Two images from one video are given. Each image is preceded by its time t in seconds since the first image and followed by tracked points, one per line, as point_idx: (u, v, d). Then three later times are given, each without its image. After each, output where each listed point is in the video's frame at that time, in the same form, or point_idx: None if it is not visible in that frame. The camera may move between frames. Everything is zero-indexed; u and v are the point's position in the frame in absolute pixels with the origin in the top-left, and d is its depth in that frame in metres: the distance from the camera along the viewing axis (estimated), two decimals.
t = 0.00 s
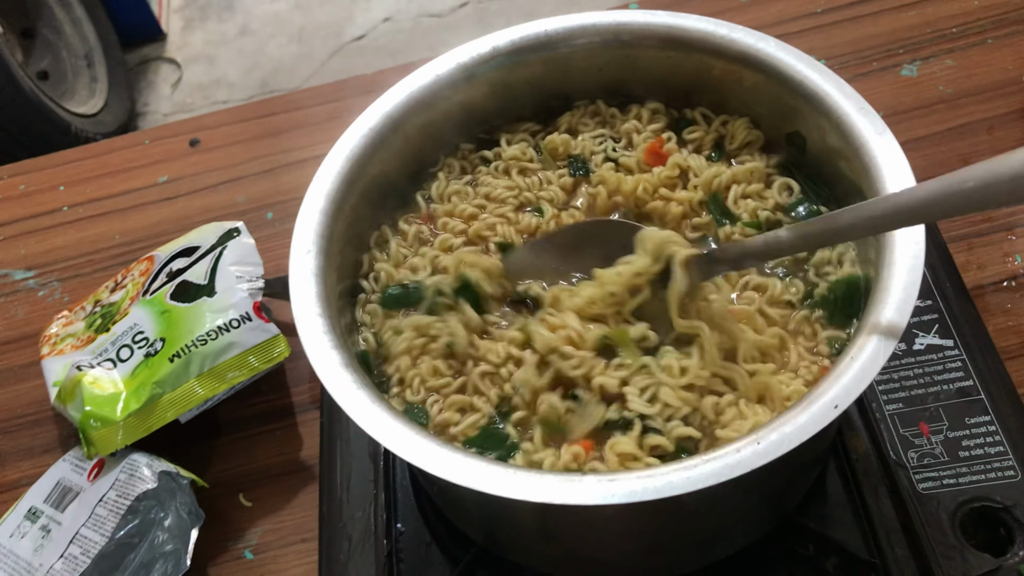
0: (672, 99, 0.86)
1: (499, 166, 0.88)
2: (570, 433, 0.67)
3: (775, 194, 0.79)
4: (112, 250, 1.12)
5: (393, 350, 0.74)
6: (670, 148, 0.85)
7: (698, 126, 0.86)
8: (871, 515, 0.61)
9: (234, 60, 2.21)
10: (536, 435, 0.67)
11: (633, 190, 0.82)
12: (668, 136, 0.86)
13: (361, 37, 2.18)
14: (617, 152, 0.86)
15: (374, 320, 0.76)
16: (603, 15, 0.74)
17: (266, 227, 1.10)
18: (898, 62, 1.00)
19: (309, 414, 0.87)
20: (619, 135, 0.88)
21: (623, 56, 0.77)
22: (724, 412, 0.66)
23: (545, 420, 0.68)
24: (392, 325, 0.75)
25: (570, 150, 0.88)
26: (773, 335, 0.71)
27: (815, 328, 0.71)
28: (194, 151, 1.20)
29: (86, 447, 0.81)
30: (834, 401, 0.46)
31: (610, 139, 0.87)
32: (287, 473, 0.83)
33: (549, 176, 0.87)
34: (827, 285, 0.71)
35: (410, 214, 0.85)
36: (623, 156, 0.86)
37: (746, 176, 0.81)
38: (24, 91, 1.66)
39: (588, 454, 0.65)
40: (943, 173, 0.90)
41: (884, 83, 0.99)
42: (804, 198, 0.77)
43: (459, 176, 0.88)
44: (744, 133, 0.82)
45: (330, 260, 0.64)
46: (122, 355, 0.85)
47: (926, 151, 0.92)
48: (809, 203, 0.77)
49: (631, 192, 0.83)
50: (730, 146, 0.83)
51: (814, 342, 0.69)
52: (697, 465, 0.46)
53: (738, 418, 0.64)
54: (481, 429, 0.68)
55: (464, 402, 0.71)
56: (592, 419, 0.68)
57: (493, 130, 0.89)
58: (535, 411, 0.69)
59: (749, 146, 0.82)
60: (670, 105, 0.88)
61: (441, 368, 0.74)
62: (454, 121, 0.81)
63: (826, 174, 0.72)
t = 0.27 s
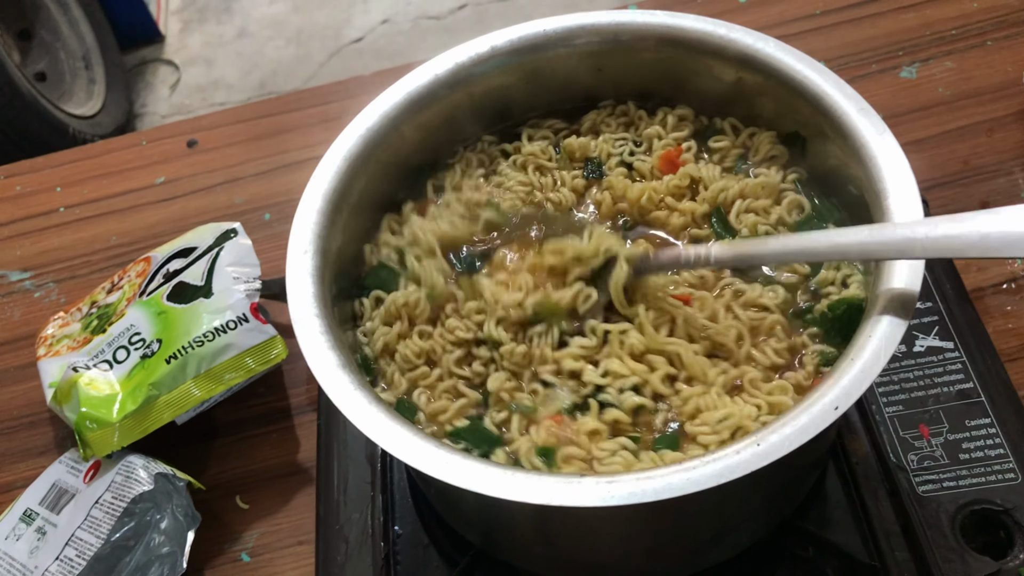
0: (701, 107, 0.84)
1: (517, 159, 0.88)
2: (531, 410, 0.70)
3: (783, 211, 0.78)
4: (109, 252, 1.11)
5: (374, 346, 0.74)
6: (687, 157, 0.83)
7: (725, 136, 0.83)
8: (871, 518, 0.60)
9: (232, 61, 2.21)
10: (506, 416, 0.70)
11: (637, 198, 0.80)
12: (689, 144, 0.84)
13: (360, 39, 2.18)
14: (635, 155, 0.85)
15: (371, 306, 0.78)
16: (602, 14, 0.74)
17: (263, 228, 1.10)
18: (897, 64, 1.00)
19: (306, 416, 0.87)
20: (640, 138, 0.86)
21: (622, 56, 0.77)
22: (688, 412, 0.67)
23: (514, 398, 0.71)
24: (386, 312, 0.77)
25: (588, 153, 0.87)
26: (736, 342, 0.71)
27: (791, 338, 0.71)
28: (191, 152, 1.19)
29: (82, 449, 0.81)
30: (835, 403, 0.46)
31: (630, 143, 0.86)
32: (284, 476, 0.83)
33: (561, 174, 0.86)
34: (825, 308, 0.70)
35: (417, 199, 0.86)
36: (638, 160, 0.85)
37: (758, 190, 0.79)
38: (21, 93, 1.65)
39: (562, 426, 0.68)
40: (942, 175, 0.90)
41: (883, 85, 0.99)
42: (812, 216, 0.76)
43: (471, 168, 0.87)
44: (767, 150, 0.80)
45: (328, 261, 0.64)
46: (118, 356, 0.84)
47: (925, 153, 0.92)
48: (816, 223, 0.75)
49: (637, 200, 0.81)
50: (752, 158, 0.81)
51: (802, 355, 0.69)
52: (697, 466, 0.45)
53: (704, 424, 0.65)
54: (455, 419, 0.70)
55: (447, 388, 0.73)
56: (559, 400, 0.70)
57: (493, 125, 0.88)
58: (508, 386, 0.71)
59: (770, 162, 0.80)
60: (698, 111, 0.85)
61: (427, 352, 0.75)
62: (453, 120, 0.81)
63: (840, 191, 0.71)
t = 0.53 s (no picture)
0: (723, 115, 0.84)
1: (527, 145, 0.89)
2: (514, 388, 0.74)
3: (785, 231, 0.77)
4: (109, 253, 1.12)
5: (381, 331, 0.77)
6: (703, 165, 0.83)
7: (743, 149, 0.83)
8: (869, 516, 0.61)
9: (231, 63, 2.21)
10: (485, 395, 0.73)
11: (649, 193, 0.81)
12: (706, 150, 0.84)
13: (359, 40, 2.18)
14: (651, 154, 0.85)
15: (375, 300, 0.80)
16: (600, 16, 0.74)
17: (263, 229, 1.10)
18: (894, 65, 1.01)
19: (306, 416, 0.87)
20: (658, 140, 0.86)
21: (619, 57, 0.78)
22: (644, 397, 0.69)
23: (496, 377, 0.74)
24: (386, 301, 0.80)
25: (601, 145, 0.88)
26: (701, 342, 0.72)
27: (764, 345, 0.71)
28: (191, 153, 1.20)
29: (83, 449, 0.81)
30: (831, 401, 0.46)
31: (647, 141, 0.86)
32: (284, 476, 0.83)
33: (571, 160, 0.87)
34: (820, 325, 0.69)
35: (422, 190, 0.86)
36: (654, 158, 0.85)
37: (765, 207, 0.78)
38: (21, 96, 1.66)
39: (530, 404, 0.71)
40: (940, 175, 0.90)
41: (881, 85, 0.99)
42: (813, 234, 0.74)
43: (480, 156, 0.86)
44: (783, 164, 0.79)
45: (328, 261, 0.64)
46: (119, 357, 0.85)
47: (923, 153, 0.92)
48: (817, 240, 0.74)
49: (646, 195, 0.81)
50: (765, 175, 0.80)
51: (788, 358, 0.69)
52: (695, 464, 0.46)
53: (660, 403, 0.68)
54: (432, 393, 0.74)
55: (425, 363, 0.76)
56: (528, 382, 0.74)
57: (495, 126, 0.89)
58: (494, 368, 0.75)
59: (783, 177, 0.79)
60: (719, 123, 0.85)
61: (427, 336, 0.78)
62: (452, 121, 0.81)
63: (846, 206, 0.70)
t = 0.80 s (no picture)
0: (727, 123, 0.83)
1: (525, 149, 0.89)
2: (497, 382, 0.73)
3: (783, 240, 0.76)
4: (105, 258, 1.11)
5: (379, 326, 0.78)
6: (704, 170, 0.82)
7: (748, 156, 0.82)
8: (865, 523, 0.60)
9: (228, 67, 2.21)
10: (467, 392, 0.72)
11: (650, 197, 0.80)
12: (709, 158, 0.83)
13: (357, 44, 2.18)
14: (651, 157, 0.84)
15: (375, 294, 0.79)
16: (595, 21, 0.74)
17: (259, 234, 1.10)
18: (891, 68, 1.01)
19: (302, 423, 0.87)
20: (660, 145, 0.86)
21: (615, 62, 0.78)
22: (617, 399, 0.69)
23: (479, 375, 0.74)
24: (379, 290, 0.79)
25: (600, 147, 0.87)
26: (680, 350, 0.72)
27: (742, 350, 0.70)
28: (187, 158, 1.19)
29: (78, 456, 0.81)
30: (826, 409, 0.46)
31: (648, 144, 0.86)
32: (280, 482, 0.83)
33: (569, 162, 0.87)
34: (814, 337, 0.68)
35: (419, 198, 0.88)
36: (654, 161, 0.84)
37: (764, 217, 0.78)
38: (17, 99, 1.65)
39: (509, 401, 0.71)
40: (937, 178, 0.90)
41: (878, 89, 0.99)
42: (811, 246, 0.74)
43: (475, 162, 0.89)
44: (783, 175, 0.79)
45: (321, 268, 0.64)
46: (114, 363, 0.84)
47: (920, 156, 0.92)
48: (814, 252, 0.74)
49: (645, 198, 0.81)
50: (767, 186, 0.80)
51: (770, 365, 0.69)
52: (689, 473, 0.46)
53: (631, 404, 0.68)
54: (412, 386, 0.73)
55: (407, 355, 0.75)
56: (511, 377, 0.74)
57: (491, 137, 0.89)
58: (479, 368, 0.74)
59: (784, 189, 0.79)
60: (722, 129, 0.85)
61: (426, 332, 0.78)
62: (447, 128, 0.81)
63: (846, 219, 0.70)
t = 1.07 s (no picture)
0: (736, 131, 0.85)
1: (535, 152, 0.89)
2: (504, 380, 0.74)
3: (789, 247, 0.77)
4: (115, 262, 1.13)
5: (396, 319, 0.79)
6: (713, 177, 0.84)
7: (755, 166, 0.83)
8: (870, 524, 0.61)
9: (235, 72, 2.23)
10: (474, 387, 0.73)
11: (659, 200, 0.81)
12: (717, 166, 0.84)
13: (362, 49, 2.19)
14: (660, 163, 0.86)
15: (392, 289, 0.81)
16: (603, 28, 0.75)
17: (268, 238, 1.11)
18: (895, 74, 1.01)
19: (311, 424, 0.88)
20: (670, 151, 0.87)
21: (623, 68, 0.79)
22: (616, 403, 0.70)
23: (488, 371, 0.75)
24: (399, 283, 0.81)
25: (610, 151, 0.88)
26: (680, 353, 0.73)
27: (739, 353, 0.71)
28: (196, 162, 1.21)
29: (91, 457, 0.82)
30: (832, 409, 0.47)
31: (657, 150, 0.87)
32: (290, 483, 0.84)
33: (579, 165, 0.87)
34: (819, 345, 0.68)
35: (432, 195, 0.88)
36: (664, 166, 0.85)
37: (771, 224, 0.79)
38: (25, 105, 1.67)
39: (513, 398, 0.72)
40: (941, 183, 0.91)
41: (881, 94, 1.00)
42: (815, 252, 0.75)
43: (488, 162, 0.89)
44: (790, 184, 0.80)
45: (333, 271, 0.65)
46: (126, 365, 0.85)
47: (924, 161, 0.93)
48: (818, 259, 0.75)
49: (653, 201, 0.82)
50: (775, 194, 0.81)
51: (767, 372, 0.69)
52: (697, 473, 0.46)
53: (626, 410, 0.69)
54: (425, 375, 0.74)
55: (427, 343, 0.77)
56: (518, 376, 0.74)
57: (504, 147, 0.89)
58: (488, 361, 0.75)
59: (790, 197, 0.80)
60: (730, 138, 0.86)
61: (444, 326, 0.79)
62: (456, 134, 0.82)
63: (852, 229, 0.71)
